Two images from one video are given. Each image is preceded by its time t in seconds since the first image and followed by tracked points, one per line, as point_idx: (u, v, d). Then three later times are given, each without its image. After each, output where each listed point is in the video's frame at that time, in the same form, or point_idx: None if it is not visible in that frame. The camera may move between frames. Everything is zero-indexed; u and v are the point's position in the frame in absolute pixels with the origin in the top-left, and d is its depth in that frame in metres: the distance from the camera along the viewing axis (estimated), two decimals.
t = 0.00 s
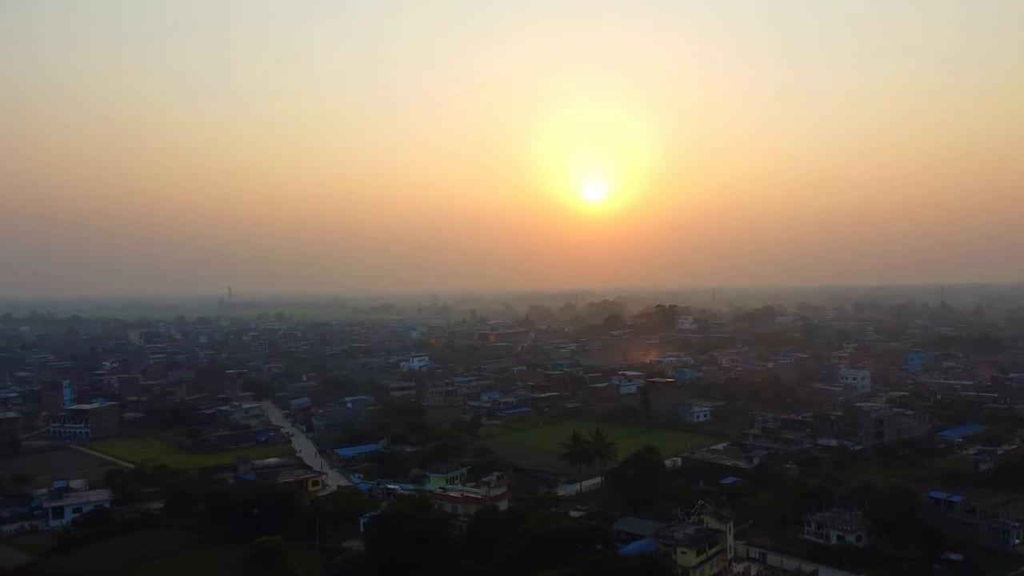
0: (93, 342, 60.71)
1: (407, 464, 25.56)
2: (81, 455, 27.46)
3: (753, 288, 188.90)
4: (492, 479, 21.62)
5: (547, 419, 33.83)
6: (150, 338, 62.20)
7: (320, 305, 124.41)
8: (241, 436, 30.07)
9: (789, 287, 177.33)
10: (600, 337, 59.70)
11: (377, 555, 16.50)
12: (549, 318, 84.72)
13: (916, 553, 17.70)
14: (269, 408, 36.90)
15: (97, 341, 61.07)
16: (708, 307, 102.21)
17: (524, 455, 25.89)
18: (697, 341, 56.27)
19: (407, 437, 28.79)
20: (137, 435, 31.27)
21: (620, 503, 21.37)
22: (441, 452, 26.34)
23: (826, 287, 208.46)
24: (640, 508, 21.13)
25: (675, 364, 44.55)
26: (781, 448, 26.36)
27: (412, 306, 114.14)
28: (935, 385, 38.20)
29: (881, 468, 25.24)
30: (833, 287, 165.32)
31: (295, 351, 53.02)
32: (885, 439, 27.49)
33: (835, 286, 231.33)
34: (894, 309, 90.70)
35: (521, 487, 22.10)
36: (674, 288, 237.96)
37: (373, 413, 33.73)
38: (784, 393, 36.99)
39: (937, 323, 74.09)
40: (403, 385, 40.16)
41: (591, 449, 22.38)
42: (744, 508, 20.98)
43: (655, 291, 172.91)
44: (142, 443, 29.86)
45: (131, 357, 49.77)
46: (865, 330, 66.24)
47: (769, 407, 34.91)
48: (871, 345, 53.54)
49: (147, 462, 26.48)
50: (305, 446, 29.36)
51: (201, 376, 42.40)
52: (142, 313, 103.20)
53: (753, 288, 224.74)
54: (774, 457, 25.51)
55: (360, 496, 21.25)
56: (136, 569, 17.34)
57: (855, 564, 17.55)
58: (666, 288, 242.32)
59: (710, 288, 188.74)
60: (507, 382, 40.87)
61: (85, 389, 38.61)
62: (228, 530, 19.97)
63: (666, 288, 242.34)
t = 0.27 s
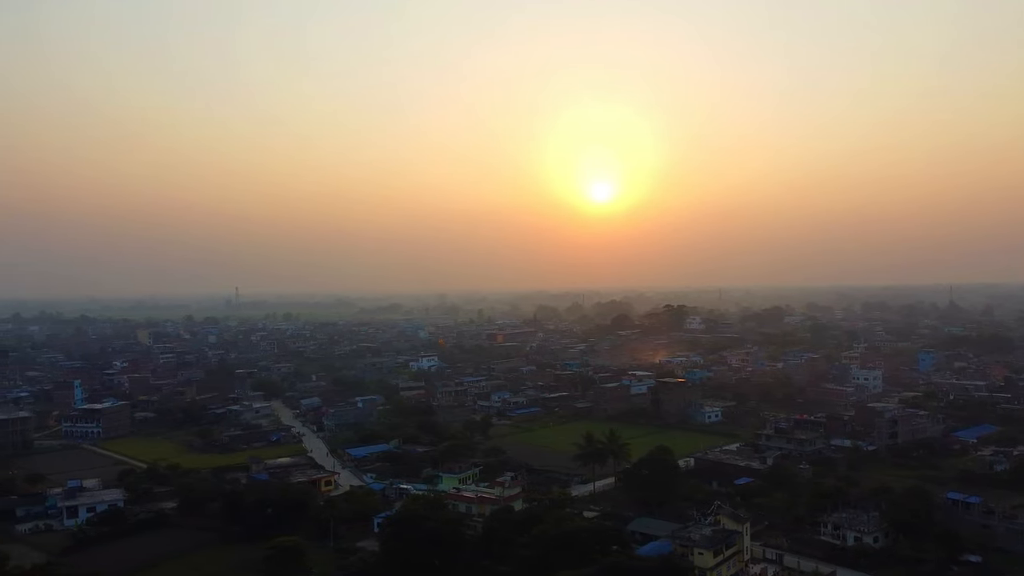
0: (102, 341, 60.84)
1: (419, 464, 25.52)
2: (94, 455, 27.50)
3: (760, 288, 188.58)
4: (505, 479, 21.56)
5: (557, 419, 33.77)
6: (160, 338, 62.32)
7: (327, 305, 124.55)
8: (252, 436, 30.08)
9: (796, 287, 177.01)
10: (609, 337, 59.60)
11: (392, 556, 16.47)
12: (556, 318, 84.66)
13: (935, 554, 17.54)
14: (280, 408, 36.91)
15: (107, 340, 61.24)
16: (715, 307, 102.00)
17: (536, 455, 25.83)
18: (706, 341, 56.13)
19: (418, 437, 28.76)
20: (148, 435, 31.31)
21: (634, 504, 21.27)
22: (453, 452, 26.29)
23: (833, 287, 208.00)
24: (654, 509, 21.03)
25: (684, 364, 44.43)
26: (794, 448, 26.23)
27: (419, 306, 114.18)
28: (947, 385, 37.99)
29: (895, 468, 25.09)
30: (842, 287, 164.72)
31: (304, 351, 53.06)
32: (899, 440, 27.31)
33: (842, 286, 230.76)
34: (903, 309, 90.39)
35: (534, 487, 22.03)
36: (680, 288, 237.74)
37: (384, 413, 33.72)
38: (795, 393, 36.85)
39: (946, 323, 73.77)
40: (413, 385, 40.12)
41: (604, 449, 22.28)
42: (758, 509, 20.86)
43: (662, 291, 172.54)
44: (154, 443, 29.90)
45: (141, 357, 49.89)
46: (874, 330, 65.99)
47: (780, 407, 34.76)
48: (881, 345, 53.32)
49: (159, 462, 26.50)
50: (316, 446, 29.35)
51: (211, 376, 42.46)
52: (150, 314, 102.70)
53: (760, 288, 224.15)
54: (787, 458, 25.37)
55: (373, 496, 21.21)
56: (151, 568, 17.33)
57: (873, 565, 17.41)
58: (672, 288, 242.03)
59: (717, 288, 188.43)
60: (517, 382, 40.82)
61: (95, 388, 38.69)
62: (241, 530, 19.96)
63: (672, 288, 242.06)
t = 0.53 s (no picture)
0: (112, 341, 61.00)
1: (431, 464, 25.48)
2: (106, 454, 27.53)
3: (767, 288, 188.27)
4: (519, 479, 21.50)
5: (568, 419, 33.69)
6: (168, 338, 62.42)
7: (334, 305, 124.69)
8: (263, 435, 30.09)
9: (803, 287, 176.78)
10: (617, 337, 59.48)
11: (408, 556, 16.47)
12: (564, 318, 84.56)
13: (953, 556, 17.40)
14: (290, 407, 36.92)
15: (116, 340, 61.41)
16: (723, 307, 101.76)
17: (549, 455, 25.75)
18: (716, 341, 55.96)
19: (429, 437, 28.72)
20: (159, 435, 31.35)
21: (648, 505, 21.19)
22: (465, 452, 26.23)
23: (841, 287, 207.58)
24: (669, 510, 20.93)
25: (694, 365, 44.31)
26: (807, 449, 26.12)
27: (425, 306, 114.16)
28: (959, 385, 37.77)
29: (910, 470, 24.94)
30: (849, 287, 164.10)
31: (312, 350, 53.08)
32: (913, 441, 27.14)
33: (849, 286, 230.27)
34: (912, 309, 90.02)
35: (548, 487, 21.96)
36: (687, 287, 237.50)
37: (394, 413, 33.69)
38: (807, 394, 36.69)
39: (956, 323, 73.42)
40: (423, 385, 40.09)
41: (618, 449, 22.18)
42: (774, 510, 20.76)
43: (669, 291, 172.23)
44: (165, 442, 29.92)
45: (150, 356, 49.97)
46: (884, 330, 65.69)
47: (792, 408, 34.60)
48: (892, 346, 53.08)
49: (171, 462, 26.52)
50: (328, 446, 29.33)
51: (221, 376, 42.51)
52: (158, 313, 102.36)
53: (767, 288, 223.55)
54: (801, 459, 25.25)
55: (387, 496, 21.18)
56: (167, 568, 17.32)
57: (891, 567, 17.28)
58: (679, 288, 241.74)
59: (724, 288, 188.31)
60: (526, 382, 40.77)
61: (106, 388, 38.76)
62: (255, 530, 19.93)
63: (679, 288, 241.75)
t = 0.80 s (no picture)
0: (121, 341, 61.18)
1: (443, 464, 25.46)
2: (119, 454, 27.56)
3: (774, 288, 187.79)
4: (533, 480, 21.45)
5: (579, 419, 33.62)
6: (177, 337, 62.54)
7: (341, 305, 124.83)
8: (275, 435, 30.09)
9: (811, 287, 176.32)
10: (626, 337, 59.38)
11: (424, 556, 16.47)
12: (571, 318, 84.46)
13: (972, 558, 17.27)
14: (300, 407, 36.94)
15: (125, 340, 61.59)
16: (730, 307, 101.49)
17: (561, 456, 25.69)
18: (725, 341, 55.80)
19: (440, 437, 28.69)
20: (171, 434, 31.40)
21: (662, 505, 21.10)
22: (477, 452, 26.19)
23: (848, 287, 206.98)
24: (683, 511, 20.85)
25: (704, 365, 44.20)
26: (821, 450, 26.01)
27: (432, 306, 114.18)
28: (972, 386, 37.58)
29: (925, 471, 24.79)
30: (857, 287, 163.63)
31: (321, 350, 53.11)
32: (927, 442, 26.99)
33: (856, 286, 229.55)
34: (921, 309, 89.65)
35: (561, 488, 21.91)
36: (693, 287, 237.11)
37: (405, 413, 33.67)
38: (818, 394, 36.52)
39: (966, 323, 73.10)
40: (432, 385, 40.06)
41: (632, 450, 22.10)
42: (789, 511, 20.66)
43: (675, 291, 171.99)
44: (177, 442, 29.97)
45: (160, 356, 50.07)
46: (893, 330, 65.42)
47: (803, 408, 34.47)
48: (902, 346, 52.84)
49: (184, 461, 26.54)
50: (339, 446, 29.33)
51: (230, 376, 42.55)
52: (166, 313, 102.48)
53: (774, 288, 223.11)
54: (815, 460, 25.14)
55: (400, 496, 21.15)
56: (182, 568, 17.32)
57: (909, 569, 17.17)
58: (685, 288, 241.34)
59: (730, 288, 187.96)
60: (536, 382, 40.71)
61: (116, 388, 38.84)
62: (270, 530, 19.93)
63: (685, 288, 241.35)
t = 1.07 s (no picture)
0: (132, 340, 61.44)
1: (456, 464, 25.42)
2: (132, 453, 27.61)
3: (782, 287, 187.22)
4: (547, 480, 21.40)
5: (591, 419, 33.55)
6: (188, 337, 62.70)
7: (349, 305, 124.96)
8: (287, 435, 30.11)
9: (820, 287, 175.75)
10: (636, 337, 59.27)
11: (440, 555, 16.52)
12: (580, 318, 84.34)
13: (993, 560, 17.12)
14: (311, 407, 36.96)
15: (136, 340, 61.83)
16: (739, 307, 101.19)
17: (575, 456, 25.62)
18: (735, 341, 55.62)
19: (453, 437, 28.67)
20: (183, 434, 31.46)
21: (677, 506, 21.00)
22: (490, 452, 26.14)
23: (856, 287, 206.21)
24: (699, 512, 20.75)
25: (715, 365, 44.06)
26: (836, 451, 25.87)
27: (440, 306, 114.23)
28: (986, 386, 37.34)
29: (941, 472, 24.63)
30: (866, 287, 162.99)
31: (331, 350, 53.17)
32: (942, 442, 26.81)
33: (865, 286, 228.70)
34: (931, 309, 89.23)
35: (576, 488, 21.85)
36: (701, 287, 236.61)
37: (417, 413, 33.66)
38: (831, 395, 36.33)
39: (978, 323, 72.71)
40: (443, 385, 40.04)
41: (647, 450, 22.00)
42: (805, 512, 20.54)
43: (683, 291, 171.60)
44: (190, 441, 30.01)
45: (171, 356, 50.21)
46: (905, 330, 65.11)
47: (816, 408, 34.30)
48: (914, 346, 52.58)
49: (197, 461, 26.57)
50: (351, 446, 29.32)
51: (242, 375, 42.61)
52: (175, 313, 102.74)
53: (782, 288, 222.54)
54: (830, 460, 25.00)
55: (415, 496, 21.12)
56: (198, 568, 17.33)
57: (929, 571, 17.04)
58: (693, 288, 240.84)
59: (739, 288, 187.53)
60: (547, 382, 40.65)
61: (129, 387, 38.95)
62: (284, 530, 19.93)
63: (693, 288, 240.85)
